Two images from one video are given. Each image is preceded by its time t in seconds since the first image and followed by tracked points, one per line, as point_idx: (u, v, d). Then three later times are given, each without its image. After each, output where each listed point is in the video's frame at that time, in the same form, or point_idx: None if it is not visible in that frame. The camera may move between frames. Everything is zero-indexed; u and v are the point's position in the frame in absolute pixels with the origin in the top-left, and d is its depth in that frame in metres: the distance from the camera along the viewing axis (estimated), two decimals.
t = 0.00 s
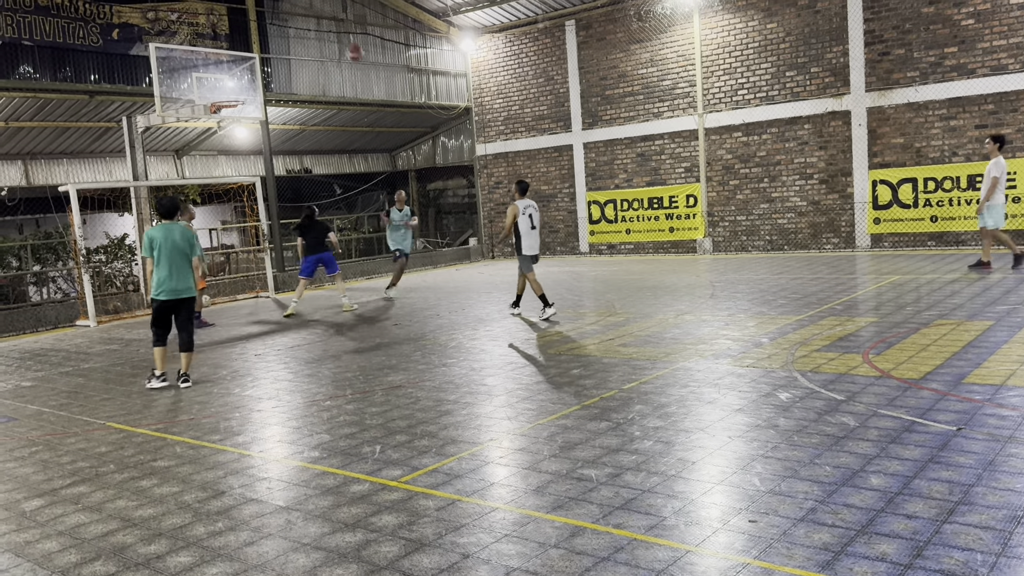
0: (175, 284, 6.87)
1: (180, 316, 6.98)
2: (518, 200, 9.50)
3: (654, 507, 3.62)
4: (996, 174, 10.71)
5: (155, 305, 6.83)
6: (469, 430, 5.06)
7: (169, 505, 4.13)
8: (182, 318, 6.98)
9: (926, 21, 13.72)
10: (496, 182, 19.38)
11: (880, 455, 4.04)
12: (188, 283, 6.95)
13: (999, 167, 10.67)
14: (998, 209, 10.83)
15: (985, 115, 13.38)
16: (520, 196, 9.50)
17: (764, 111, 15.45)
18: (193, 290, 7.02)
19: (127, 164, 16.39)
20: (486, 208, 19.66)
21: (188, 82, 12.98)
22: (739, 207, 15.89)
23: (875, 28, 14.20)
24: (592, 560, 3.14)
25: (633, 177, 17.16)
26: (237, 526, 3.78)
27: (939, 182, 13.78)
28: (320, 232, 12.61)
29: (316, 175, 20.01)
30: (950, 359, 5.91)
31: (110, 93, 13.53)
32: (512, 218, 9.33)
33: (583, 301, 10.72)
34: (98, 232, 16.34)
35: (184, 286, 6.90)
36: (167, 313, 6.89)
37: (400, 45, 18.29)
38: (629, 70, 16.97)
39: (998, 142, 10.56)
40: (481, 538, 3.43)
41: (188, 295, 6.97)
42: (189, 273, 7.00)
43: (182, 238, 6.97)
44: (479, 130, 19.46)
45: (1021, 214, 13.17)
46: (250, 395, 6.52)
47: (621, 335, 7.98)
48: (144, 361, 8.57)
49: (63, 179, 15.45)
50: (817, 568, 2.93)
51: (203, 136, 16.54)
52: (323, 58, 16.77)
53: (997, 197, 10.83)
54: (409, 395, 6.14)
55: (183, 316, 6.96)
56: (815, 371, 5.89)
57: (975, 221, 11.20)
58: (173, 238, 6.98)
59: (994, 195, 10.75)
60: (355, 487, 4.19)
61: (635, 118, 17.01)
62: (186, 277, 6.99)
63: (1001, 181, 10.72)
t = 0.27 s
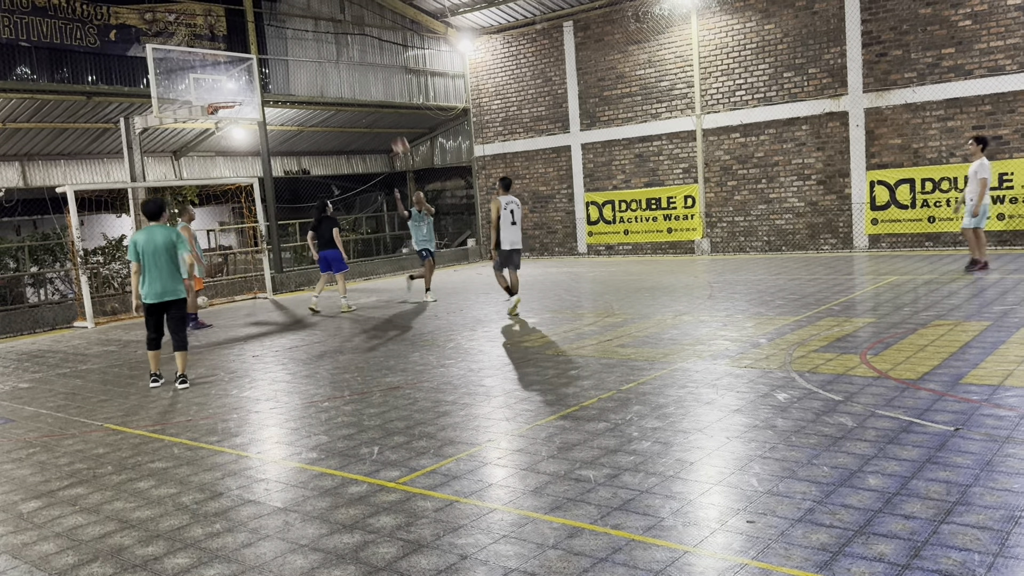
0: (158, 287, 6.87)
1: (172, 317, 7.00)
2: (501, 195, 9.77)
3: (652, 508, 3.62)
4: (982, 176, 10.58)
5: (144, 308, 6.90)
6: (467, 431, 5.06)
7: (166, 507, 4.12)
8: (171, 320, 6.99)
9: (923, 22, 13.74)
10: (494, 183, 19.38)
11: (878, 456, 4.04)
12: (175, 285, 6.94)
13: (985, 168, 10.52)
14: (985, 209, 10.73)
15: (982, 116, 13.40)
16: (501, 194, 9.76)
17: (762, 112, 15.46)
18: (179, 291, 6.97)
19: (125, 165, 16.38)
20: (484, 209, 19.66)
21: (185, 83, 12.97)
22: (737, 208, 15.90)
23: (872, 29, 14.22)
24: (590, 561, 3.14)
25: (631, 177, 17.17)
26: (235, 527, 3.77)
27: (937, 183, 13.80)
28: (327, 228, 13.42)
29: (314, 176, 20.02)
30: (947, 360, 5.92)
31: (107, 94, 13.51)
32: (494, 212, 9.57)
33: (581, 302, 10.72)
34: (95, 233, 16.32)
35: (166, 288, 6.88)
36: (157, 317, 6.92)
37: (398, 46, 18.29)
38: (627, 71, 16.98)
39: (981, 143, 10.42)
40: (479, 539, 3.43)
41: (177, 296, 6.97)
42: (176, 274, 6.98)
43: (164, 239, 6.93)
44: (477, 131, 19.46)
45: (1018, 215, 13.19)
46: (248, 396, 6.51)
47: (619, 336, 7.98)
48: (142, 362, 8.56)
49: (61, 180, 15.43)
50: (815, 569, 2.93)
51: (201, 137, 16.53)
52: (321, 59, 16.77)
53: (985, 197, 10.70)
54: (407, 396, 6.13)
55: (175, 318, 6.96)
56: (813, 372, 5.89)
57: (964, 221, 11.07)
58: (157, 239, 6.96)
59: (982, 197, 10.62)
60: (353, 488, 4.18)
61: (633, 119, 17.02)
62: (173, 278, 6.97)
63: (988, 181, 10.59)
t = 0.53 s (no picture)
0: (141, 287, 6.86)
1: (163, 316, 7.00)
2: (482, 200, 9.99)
3: (649, 508, 3.62)
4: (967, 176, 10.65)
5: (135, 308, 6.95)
6: (464, 432, 5.06)
7: (162, 508, 4.11)
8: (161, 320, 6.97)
9: (919, 22, 13.76)
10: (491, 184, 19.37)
11: (875, 455, 4.04)
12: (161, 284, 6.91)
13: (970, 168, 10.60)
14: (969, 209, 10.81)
15: (978, 116, 13.42)
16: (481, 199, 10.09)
17: (758, 112, 15.48)
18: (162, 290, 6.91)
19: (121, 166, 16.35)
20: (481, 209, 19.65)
21: (181, 83, 12.95)
22: (734, 208, 15.92)
23: (869, 29, 14.24)
24: (587, 561, 3.13)
25: (628, 177, 17.18)
26: (231, 528, 3.76)
27: (933, 182, 13.82)
28: (327, 229, 13.29)
29: (311, 177, 20.08)
30: (944, 359, 5.92)
31: (103, 94, 13.49)
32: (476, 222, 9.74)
33: (579, 302, 10.73)
34: (92, 234, 16.29)
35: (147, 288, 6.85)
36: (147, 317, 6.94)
37: (395, 46, 18.28)
38: (624, 71, 16.99)
39: (966, 143, 10.49)
40: (476, 539, 3.43)
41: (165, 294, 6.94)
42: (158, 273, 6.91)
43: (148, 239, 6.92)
44: (474, 131, 19.46)
45: (1014, 215, 13.21)
46: (245, 397, 6.50)
47: (616, 336, 7.98)
48: (138, 363, 8.55)
49: (57, 181, 15.40)
50: (811, 569, 2.93)
51: (197, 137, 16.51)
52: (318, 59, 16.75)
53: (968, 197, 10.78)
54: (404, 396, 6.13)
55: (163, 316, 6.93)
56: (810, 371, 5.90)
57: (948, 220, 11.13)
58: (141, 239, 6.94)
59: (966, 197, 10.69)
60: (350, 489, 4.18)
61: (630, 119, 17.03)
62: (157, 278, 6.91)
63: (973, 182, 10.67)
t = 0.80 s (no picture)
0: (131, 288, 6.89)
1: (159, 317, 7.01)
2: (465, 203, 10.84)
3: (647, 508, 3.62)
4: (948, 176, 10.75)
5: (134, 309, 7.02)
6: (461, 432, 5.05)
7: (159, 509, 4.11)
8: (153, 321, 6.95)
9: (915, 22, 13.78)
10: (488, 184, 19.37)
11: (871, 455, 4.05)
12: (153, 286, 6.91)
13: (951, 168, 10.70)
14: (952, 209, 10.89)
15: (974, 116, 13.45)
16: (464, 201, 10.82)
17: (755, 112, 15.50)
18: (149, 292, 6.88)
19: (117, 167, 16.33)
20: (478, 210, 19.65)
21: (178, 84, 12.93)
22: (731, 208, 15.93)
23: (865, 29, 14.26)
24: (585, 561, 3.13)
25: (625, 178, 17.19)
26: (229, 529, 3.76)
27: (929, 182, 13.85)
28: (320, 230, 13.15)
29: (308, 178, 20.00)
30: (940, 359, 5.93)
31: (100, 95, 13.47)
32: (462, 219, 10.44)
33: (576, 302, 10.74)
34: (88, 235, 16.26)
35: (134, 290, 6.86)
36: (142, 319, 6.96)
37: (392, 47, 18.27)
38: (621, 71, 17.00)
39: (948, 144, 10.57)
40: (474, 540, 3.42)
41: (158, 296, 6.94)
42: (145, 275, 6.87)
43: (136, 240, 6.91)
44: (470, 132, 19.45)
45: (1010, 215, 13.24)
46: (241, 398, 6.49)
47: (614, 336, 7.98)
48: (135, 364, 8.53)
49: (53, 182, 15.37)
50: (809, 568, 2.93)
51: (194, 138, 16.49)
52: (315, 60, 16.74)
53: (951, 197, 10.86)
54: (402, 396, 6.13)
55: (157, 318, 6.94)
56: (807, 371, 5.90)
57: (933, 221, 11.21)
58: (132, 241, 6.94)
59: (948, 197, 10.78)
60: (347, 489, 4.17)
61: (626, 120, 17.04)
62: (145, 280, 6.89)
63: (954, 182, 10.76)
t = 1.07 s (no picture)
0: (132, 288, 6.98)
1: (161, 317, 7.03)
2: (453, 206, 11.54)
3: (644, 508, 3.62)
4: (927, 179, 10.79)
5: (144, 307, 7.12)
6: (458, 433, 5.05)
7: (156, 510, 4.10)
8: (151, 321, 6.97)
9: (911, 22, 13.81)
10: (485, 185, 19.36)
11: (868, 454, 4.05)
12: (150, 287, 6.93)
13: (929, 171, 10.73)
14: (931, 211, 10.91)
15: (970, 116, 13.48)
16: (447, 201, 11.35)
17: (751, 112, 15.51)
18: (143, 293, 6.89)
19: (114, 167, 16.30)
20: (475, 210, 19.65)
21: (174, 84, 12.91)
22: (727, 208, 15.95)
23: (861, 29, 14.28)
24: (582, 562, 3.13)
25: (622, 178, 17.20)
26: (225, 530, 3.75)
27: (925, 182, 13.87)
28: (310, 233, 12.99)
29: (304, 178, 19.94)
30: (937, 358, 5.94)
31: (96, 95, 13.45)
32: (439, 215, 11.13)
33: (573, 302, 10.74)
34: (84, 236, 16.23)
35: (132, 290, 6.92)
36: (143, 318, 7.03)
37: (388, 47, 18.26)
38: (617, 71, 17.00)
39: (926, 146, 10.63)
40: (471, 540, 3.42)
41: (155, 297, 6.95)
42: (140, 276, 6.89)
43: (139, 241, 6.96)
44: (467, 132, 19.45)
45: (1006, 214, 13.27)
46: (238, 399, 6.47)
47: (611, 336, 7.98)
48: (131, 365, 8.51)
49: (49, 183, 15.34)
50: (806, 568, 2.93)
51: (190, 139, 16.46)
52: (311, 60, 16.73)
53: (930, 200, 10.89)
54: (399, 397, 6.12)
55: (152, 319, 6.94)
56: (804, 371, 5.91)
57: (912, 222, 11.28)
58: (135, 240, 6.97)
59: (926, 199, 10.82)
60: (344, 490, 4.17)
61: (623, 120, 17.04)
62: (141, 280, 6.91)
63: (933, 184, 10.78)
